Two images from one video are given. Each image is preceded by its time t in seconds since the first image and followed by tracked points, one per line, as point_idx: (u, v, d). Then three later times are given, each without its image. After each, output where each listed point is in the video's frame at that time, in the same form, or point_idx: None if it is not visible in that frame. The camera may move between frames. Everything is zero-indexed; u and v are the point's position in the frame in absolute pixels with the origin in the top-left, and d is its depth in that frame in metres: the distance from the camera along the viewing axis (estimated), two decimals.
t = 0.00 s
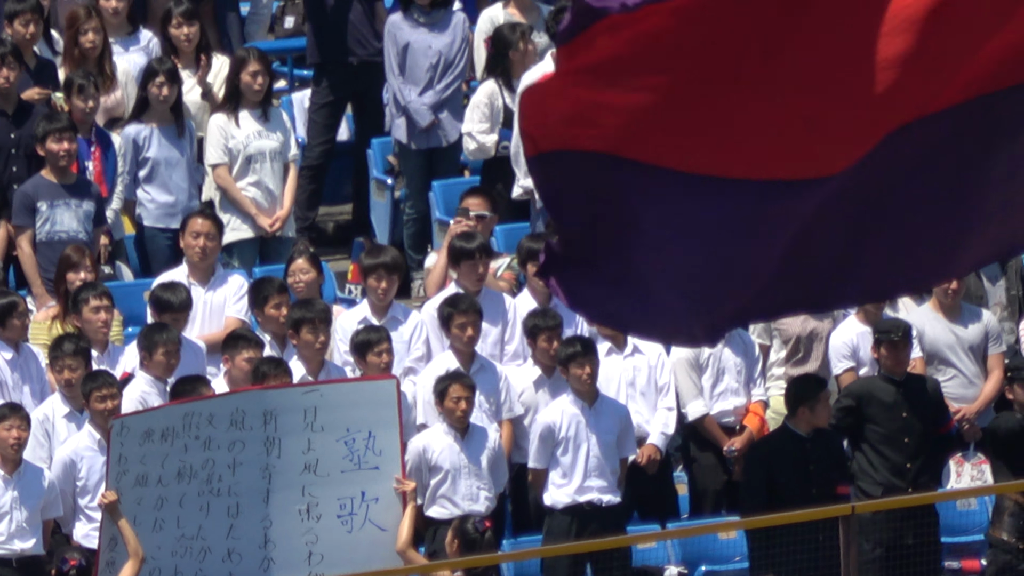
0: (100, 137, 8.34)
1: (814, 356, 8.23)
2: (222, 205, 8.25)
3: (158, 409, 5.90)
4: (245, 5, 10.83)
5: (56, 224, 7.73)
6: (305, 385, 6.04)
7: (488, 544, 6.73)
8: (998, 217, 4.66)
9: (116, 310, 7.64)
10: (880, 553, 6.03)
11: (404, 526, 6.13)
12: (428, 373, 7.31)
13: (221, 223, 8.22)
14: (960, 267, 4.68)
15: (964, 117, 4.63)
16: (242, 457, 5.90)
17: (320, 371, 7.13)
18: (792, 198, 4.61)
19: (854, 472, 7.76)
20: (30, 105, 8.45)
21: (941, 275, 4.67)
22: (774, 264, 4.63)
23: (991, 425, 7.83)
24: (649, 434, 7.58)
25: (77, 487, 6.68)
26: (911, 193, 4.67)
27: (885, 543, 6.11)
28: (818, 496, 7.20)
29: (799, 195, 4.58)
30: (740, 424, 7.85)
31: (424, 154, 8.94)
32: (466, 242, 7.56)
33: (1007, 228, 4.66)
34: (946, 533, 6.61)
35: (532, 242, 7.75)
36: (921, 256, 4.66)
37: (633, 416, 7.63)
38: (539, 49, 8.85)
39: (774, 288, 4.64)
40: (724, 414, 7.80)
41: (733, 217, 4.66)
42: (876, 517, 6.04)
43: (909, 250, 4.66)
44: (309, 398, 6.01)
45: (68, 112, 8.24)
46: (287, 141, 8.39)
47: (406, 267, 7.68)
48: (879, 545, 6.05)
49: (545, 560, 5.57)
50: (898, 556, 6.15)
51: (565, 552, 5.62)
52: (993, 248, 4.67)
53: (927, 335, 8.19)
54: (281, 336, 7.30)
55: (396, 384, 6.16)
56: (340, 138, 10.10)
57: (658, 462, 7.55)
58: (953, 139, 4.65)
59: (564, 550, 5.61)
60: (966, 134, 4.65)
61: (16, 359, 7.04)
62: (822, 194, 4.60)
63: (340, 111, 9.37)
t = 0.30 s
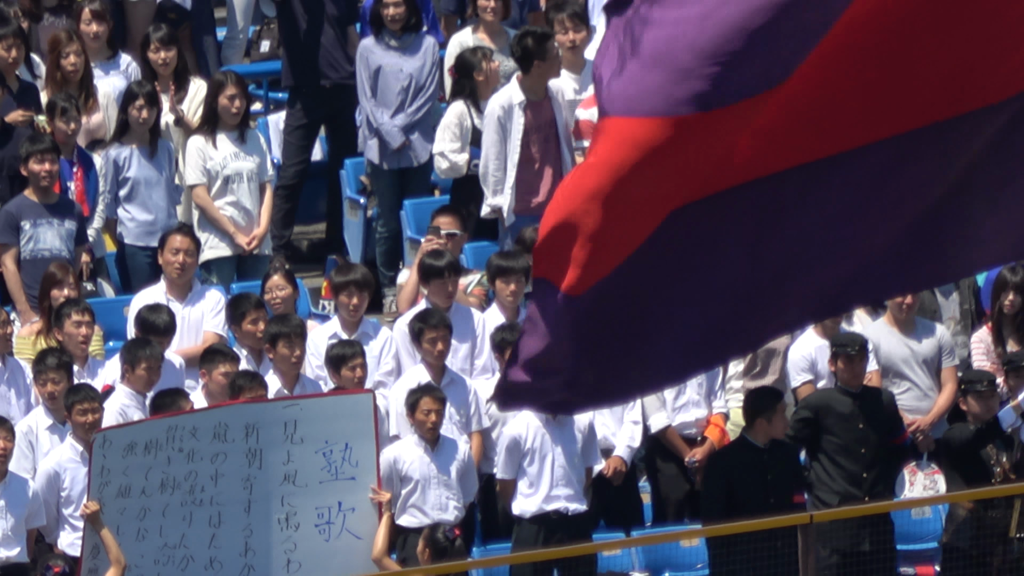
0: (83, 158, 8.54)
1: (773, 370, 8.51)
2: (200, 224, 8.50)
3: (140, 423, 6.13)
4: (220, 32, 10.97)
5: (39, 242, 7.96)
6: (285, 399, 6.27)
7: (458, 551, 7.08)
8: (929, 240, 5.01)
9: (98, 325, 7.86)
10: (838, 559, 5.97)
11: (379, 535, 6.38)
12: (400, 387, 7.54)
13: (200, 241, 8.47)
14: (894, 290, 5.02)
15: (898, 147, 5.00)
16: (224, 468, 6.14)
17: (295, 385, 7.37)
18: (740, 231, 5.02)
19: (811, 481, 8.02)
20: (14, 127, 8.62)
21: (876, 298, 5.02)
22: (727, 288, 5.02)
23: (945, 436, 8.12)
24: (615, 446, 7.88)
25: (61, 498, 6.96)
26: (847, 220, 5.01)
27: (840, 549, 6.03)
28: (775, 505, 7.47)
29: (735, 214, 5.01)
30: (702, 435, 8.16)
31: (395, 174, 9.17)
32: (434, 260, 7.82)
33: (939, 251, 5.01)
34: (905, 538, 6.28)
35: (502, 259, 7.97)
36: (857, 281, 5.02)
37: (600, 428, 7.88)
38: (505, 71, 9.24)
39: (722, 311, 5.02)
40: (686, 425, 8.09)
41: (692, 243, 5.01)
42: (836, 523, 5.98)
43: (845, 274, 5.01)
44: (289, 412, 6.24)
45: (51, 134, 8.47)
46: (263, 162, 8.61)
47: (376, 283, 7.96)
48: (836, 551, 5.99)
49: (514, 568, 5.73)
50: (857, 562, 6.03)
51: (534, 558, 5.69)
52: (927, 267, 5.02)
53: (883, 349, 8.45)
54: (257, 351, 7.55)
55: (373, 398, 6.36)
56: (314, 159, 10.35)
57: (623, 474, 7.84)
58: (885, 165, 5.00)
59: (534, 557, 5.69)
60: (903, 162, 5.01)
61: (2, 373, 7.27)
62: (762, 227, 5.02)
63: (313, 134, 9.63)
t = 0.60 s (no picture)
0: (71, 170, 8.78)
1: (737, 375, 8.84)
2: (185, 234, 8.73)
3: (130, 428, 6.36)
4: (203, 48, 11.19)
5: (29, 252, 8.19)
6: (273, 405, 6.53)
7: (437, 550, 7.24)
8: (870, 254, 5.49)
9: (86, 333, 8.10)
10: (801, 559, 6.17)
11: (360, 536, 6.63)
12: (378, 392, 7.83)
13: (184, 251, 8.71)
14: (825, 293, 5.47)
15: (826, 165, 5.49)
16: (215, 472, 6.43)
17: (277, 390, 7.64)
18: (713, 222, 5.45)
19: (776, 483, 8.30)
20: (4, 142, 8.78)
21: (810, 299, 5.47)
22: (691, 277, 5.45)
23: (904, 440, 8.40)
24: (589, 450, 8.12)
25: (50, 500, 7.21)
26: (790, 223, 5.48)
27: (805, 550, 6.23)
28: (738, 506, 7.76)
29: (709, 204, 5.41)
30: (670, 438, 8.39)
31: (374, 185, 9.47)
32: (410, 269, 8.10)
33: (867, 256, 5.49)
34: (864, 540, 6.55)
35: (476, 268, 8.31)
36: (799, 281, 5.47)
37: (574, 433, 8.16)
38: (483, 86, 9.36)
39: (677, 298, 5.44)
40: (655, 429, 8.36)
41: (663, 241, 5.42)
42: (800, 525, 6.15)
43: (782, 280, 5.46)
44: (277, 418, 6.51)
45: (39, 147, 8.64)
46: (246, 174, 8.86)
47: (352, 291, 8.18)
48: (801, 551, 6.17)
49: (488, 568, 5.94)
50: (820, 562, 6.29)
51: (506, 559, 5.91)
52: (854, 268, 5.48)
53: (845, 354, 8.76)
54: (240, 357, 7.80)
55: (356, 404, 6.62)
56: (294, 172, 10.60)
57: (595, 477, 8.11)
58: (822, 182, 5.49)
59: (506, 557, 5.90)
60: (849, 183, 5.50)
61: None
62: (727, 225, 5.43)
63: (294, 147, 9.86)
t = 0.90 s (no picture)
0: (66, 180, 9.02)
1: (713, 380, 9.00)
2: (176, 242, 9.00)
3: (130, 434, 6.64)
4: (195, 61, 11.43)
5: (26, 259, 8.43)
6: (270, 411, 6.79)
7: (421, 548, 7.58)
8: (856, 268, 5.33)
9: (82, 337, 8.36)
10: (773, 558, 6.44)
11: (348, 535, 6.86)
12: (364, 396, 8.10)
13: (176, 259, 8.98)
14: (811, 311, 5.32)
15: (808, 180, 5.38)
16: (214, 476, 6.70)
17: (266, 393, 7.90)
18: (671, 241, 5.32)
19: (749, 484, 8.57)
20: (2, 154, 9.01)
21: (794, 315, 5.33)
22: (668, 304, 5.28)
23: (873, 442, 8.70)
24: (569, 453, 8.40)
25: (47, 499, 7.47)
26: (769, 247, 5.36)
27: (776, 549, 6.52)
28: (712, 506, 8.05)
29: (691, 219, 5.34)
30: (646, 440, 8.66)
31: (361, 196, 9.75)
32: (396, 275, 8.36)
33: (857, 272, 5.33)
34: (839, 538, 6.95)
35: (458, 276, 8.57)
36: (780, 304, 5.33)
37: (556, 435, 8.44)
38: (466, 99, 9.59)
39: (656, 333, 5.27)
40: (631, 431, 8.62)
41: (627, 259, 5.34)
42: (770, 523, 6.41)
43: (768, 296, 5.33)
44: (273, 424, 6.76)
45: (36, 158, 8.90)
46: (235, 184, 9.11)
47: (337, 297, 8.44)
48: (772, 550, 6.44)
49: (470, 565, 6.16)
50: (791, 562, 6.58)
51: (486, 556, 6.14)
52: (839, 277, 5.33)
53: (816, 360, 9.07)
54: (230, 362, 8.06)
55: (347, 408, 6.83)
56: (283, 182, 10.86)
57: (576, 480, 8.38)
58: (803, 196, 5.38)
59: (486, 554, 6.13)
60: (823, 199, 5.37)
61: None
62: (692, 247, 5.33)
63: (283, 157, 10.12)
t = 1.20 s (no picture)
0: (63, 181, 9.14)
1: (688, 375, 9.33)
2: (169, 242, 9.26)
3: (128, 428, 6.90)
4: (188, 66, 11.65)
5: (24, 258, 8.68)
6: (260, 405, 7.07)
7: (407, 537, 7.81)
8: (807, 274, 6.00)
9: (79, 334, 8.56)
10: (746, 548, 6.61)
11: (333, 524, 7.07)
12: (350, 391, 8.33)
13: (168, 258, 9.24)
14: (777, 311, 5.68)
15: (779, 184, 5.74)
16: (207, 469, 6.98)
17: (256, 388, 8.17)
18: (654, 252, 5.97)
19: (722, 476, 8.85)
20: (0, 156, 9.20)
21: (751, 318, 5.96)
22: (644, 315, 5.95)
23: (843, 436, 8.98)
24: (551, 447, 8.65)
25: (45, 491, 7.73)
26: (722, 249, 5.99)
27: (750, 539, 6.67)
28: (686, 497, 8.33)
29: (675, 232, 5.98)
30: (624, 433, 8.95)
31: (347, 196, 10.00)
32: (384, 273, 8.64)
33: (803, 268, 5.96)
34: (807, 528, 6.89)
35: (443, 274, 8.79)
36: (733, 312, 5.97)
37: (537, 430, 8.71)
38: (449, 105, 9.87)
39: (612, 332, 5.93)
40: (610, 425, 8.92)
41: (605, 255, 5.93)
42: (742, 515, 6.64)
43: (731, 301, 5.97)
44: (263, 417, 7.04)
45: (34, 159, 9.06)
46: (226, 185, 9.37)
47: (325, 294, 8.71)
48: (746, 539, 6.64)
49: (452, 555, 6.34)
50: (766, 551, 6.69)
51: (468, 547, 6.31)
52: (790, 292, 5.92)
53: (788, 357, 9.38)
54: (221, 358, 8.32)
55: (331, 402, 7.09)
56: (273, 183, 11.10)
57: (558, 472, 8.64)
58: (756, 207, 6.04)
59: (468, 545, 6.31)
60: (785, 201, 6.03)
61: None
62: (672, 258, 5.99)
63: (273, 160, 10.35)
